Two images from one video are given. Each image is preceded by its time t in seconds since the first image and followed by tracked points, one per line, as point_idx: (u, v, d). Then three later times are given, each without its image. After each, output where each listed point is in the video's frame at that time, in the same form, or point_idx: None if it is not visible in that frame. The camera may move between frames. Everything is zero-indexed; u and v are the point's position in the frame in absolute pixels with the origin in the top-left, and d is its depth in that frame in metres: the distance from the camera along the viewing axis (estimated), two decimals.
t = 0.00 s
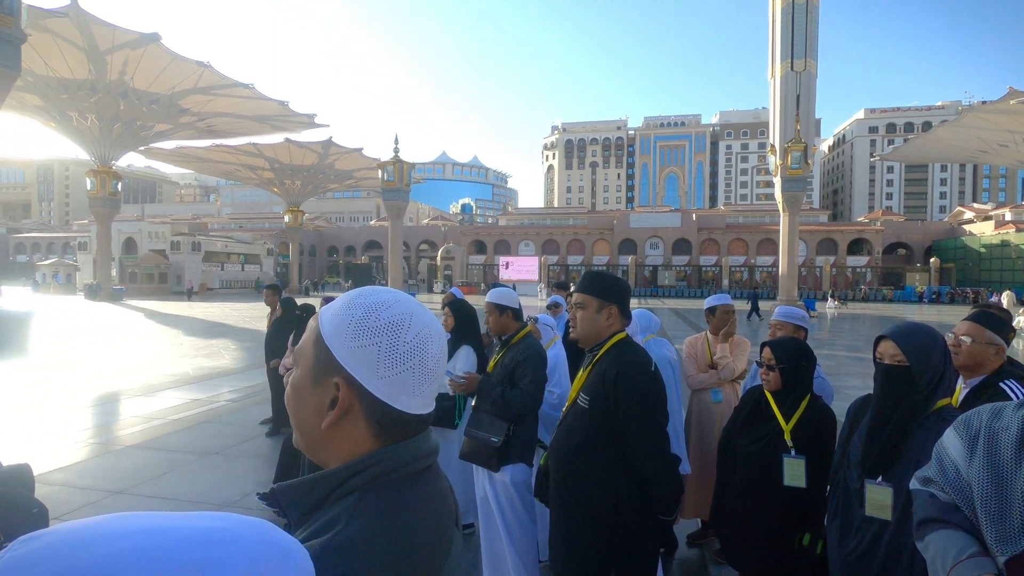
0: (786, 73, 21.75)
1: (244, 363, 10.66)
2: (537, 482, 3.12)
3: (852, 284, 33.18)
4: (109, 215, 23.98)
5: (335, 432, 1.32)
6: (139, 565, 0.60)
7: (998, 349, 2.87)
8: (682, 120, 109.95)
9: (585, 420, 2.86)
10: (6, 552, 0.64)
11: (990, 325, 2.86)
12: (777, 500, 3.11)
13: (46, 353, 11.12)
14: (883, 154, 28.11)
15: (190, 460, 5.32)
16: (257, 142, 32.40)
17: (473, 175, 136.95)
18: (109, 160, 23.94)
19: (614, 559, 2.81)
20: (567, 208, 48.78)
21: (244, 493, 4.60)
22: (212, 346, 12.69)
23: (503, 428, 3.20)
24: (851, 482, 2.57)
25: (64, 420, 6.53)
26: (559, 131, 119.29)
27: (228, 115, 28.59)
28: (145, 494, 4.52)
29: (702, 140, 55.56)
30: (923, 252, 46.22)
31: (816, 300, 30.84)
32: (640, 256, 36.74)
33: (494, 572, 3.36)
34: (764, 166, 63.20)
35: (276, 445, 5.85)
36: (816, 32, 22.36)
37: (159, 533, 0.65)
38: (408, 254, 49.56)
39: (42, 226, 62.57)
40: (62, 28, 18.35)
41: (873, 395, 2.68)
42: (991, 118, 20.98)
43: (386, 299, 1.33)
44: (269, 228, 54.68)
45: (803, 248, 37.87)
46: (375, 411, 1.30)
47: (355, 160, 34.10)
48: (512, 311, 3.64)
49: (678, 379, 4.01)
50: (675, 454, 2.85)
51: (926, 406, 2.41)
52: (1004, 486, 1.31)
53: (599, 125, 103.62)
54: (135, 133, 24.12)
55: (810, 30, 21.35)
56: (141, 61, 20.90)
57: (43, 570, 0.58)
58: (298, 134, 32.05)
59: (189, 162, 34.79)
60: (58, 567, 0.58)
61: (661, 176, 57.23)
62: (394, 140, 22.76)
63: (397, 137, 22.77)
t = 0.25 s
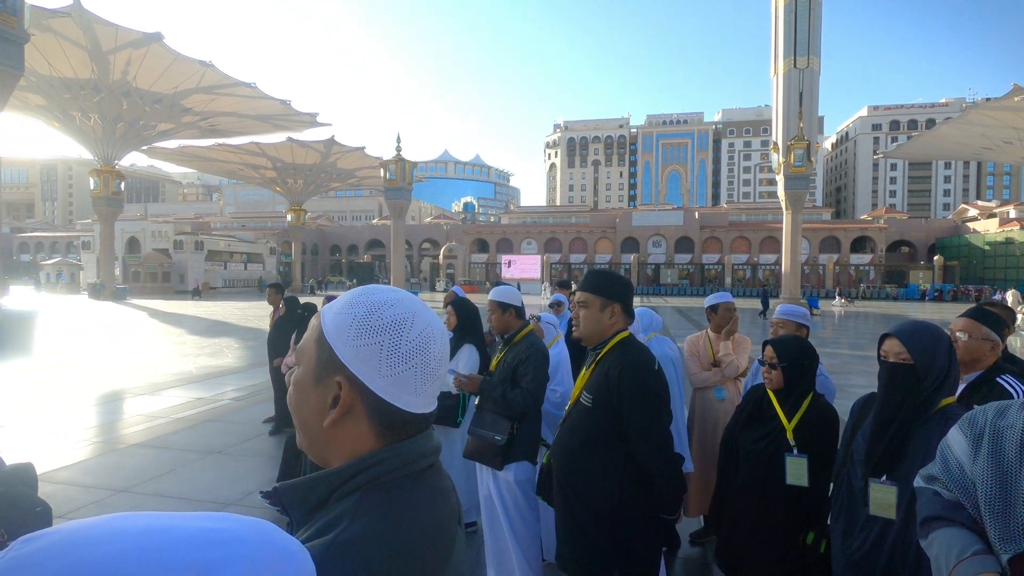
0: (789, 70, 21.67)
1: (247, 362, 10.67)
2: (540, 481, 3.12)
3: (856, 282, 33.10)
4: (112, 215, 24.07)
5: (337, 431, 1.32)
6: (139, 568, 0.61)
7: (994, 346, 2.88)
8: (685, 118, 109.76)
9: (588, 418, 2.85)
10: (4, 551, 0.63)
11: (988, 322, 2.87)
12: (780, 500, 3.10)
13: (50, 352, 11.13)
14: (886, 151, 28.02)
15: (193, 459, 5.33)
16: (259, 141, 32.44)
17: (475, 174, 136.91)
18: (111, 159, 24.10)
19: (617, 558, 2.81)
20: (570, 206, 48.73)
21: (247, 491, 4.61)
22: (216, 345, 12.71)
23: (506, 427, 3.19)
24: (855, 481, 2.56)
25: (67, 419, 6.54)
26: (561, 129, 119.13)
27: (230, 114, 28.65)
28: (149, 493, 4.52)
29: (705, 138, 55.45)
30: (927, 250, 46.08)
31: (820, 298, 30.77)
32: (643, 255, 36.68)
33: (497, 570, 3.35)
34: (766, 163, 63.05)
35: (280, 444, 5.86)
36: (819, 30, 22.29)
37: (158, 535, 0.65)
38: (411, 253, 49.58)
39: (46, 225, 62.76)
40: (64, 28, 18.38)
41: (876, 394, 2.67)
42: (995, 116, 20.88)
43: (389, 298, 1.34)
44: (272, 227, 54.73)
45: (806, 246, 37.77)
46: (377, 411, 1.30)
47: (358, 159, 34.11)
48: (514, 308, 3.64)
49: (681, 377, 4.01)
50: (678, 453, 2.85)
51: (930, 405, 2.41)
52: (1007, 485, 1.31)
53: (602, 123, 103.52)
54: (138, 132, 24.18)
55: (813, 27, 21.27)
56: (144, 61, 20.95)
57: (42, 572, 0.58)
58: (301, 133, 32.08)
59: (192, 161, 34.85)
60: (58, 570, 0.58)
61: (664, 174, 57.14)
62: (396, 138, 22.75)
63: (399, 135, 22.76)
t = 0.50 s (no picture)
0: (790, 68, 21.64)
1: (248, 361, 10.68)
2: (542, 479, 3.12)
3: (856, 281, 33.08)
4: (112, 214, 24.11)
5: (340, 429, 1.32)
6: (145, 565, 0.60)
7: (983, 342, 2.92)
8: (686, 116, 109.63)
9: (590, 417, 2.86)
10: (12, 551, 0.63)
11: (981, 318, 2.90)
12: (781, 498, 3.11)
13: (53, 351, 11.15)
14: (887, 149, 27.98)
15: (195, 458, 5.34)
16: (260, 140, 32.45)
17: (475, 173, 136.90)
18: (112, 159, 24.04)
19: (619, 555, 2.81)
20: (570, 204, 48.71)
21: (249, 490, 4.62)
22: (217, 344, 12.73)
23: (508, 425, 3.20)
24: (857, 479, 2.57)
25: (70, 418, 6.56)
26: (561, 127, 119.03)
27: (231, 113, 28.64)
28: (151, 492, 4.54)
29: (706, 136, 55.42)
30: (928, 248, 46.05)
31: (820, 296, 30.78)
32: (643, 253, 36.66)
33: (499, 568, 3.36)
34: (767, 161, 62.99)
35: (281, 443, 5.87)
36: (820, 27, 22.25)
37: (166, 531, 0.65)
38: (411, 252, 49.57)
39: (48, 224, 62.80)
40: (65, 28, 18.40)
41: (878, 392, 2.67)
42: (996, 113, 20.83)
43: (392, 296, 1.34)
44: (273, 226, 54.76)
45: (807, 244, 37.73)
46: (381, 409, 1.30)
47: (358, 158, 34.11)
48: (514, 307, 3.64)
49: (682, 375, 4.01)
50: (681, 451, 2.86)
51: (933, 403, 2.40)
52: (1008, 483, 1.31)
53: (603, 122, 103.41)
54: (138, 132, 24.20)
55: (814, 25, 21.23)
56: (145, 60, 20.97)
57: (50, 571, 0.58)
58: (301, 132, 32.06)
59: (193, 161, 34.89)
60: (64, 567, 0.58)
61: (665, 172, 57.09)
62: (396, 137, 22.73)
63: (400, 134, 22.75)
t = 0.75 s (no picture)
0: (788, 68, 21.65)
1: (247, 360, 10.68)
2: (543, 477, 3.13)
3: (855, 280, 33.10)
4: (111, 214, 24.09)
5: (345, 426, 1.33)
6: (159, 561, 0.62)
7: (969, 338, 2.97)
8: (685, 116, 109.65)
9: (591, 415, 2.86)
10: (24, 548, 0.65)
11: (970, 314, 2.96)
12: (780, 496, 3.12)
13: (52, 351, 11.13)
14: (886, 148, 27.99)
15: (194, 457, 5.34)
16: (258, 139, 32.40)
17: (474, 172, 136.86)
18: (111, 158, 24.08)
19: (620, 553, 2.82)
20: (569, 204, 48.71)
21: (249, 489, 4.62)
22: (216, 344, 12.72)
23: (507, 422, 3.21)
24: (856, 477, 2.57)
25: (68, 418, 6.54)
26: (560, 127, 119.04)
27: (229, 113, 28.60)
28: (150, 491, 4.53)
29: (704, 136, 55.47)
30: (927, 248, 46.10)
31: (819, 295, 30.81)
32: (642, 252, 36.68)
33: (500, 567, 3.35)
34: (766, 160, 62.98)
35: (281, 442, 5.88)
36: (819, 26, 22.25)
37: (178, 527, 0.67)
38: (410, 251, 49.56)
39: (46, 224, 62.67)
40: (63, 27, 18.36)
41: (877, 390, 2.68)
42: (994, 113, 20.86)
43: (400, 293, 1.34)
44: (271, 225, 54.74)
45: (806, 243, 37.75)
46: (385, 406, 1.31)
47: (357, 157, 34.07)
48: (512, 305, 3.63)
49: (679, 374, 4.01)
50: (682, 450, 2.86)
51: (932, 402, 2.41)
52: (1005, 479, 1.32)
53: (601, 121, 103.36)
54: (137, 131, 24.16)
55: (813, 24, 21.23)
56: (143, 59, 20.94)
57: (65, 567, 0.59)
58: (300, 131, 32.01)
59: (191, 160, 34.86)
60: (75, 567, 0.59)
61: (664, 171, 57.09)
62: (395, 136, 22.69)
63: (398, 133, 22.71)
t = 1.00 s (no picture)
0: (785, 68, 21.69)
1: (243, 360, 10.66)
2: (542, 476, 3.14)
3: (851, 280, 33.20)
4: (106, 213, 24.01)
5: (351, 421, 1.33)
6: (170, 559, 0.62)
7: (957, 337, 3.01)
8: (682, 116, 109.79)
9: (590, 413, 2.87)
10: (32, 544, 0.65)
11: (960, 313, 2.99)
12: (777, 494, 3.13)
13: (48, 351, 11.10)
14: (882, 149, 28.06)
15: (191, 457, 5.32)
16: (254, 138, 32.30)
17: (471, 171, 136.85)
18: (106, 157, 23.65)
19: (619, 551, 2.82)
20: (566, 204, 48.71)
21: (246, 489, 4.61)
22: (213, 343, 12.69)
23: (505, 421, 3.21)
24: (854, 474, 2.59)
25: (64, 418, 6.52)
26: (557, 126, 119.02)
27: (225, 112, 28.49)
28: (147, 490, 4.52)
29: (701, 136, 55.58)
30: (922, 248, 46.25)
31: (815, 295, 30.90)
32: (639, 252, 36.72)
33: (497, 566, 3.35)
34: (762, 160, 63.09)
35: (278, 442, 5.86)
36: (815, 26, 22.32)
37: (186, 525, 0.67)
38: (407, 251, 49.49)
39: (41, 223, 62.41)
40: (58, 25, 18.27)
41: (875, 389, 2.69)
42: (989, 113, 20.93)
43: (408, 292, 1.34)
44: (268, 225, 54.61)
45: (802, 243, 37.84)
46: (391, 403, 1.31)
47: (353, 156, 33.99)
48: (509, 304, 3.63)
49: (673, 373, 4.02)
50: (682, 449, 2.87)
51: (929, 400, 2.42)
52: (999, 475, 1.32)
53: (598, 121, 103.45)
54: (133, 130, 24.07)
55: (809, 25, 21.27)
56: (139, 57, 20.87)
57: (72, 565, 0.59)
58: (296, 130, 31.90)
59: (187, 159, 34.75)
60: (82, 564, 0.59)
61: (660, 171, 57.14)
62: (392, 135, 22.64)
63: (395, 133, 22.67)
